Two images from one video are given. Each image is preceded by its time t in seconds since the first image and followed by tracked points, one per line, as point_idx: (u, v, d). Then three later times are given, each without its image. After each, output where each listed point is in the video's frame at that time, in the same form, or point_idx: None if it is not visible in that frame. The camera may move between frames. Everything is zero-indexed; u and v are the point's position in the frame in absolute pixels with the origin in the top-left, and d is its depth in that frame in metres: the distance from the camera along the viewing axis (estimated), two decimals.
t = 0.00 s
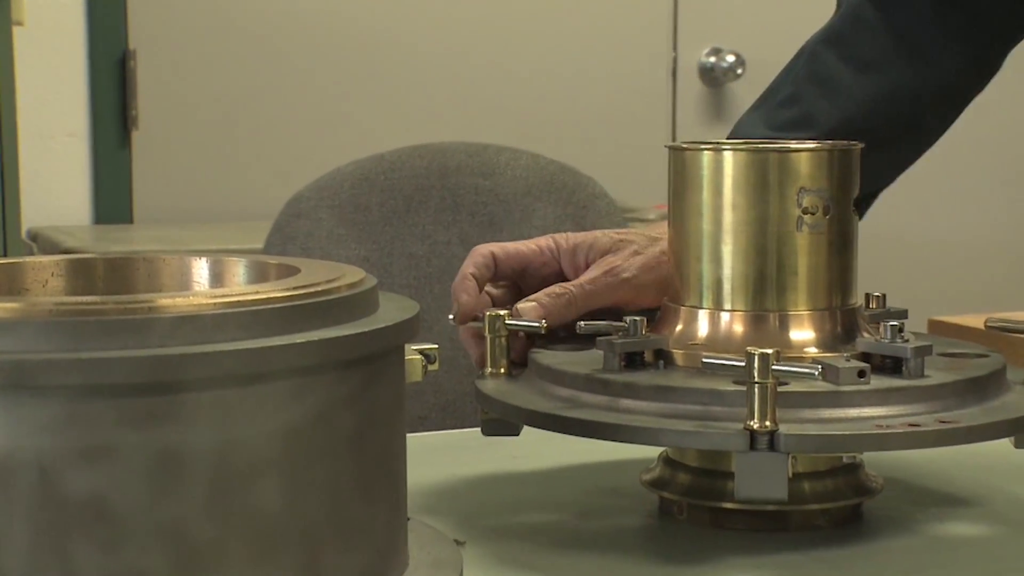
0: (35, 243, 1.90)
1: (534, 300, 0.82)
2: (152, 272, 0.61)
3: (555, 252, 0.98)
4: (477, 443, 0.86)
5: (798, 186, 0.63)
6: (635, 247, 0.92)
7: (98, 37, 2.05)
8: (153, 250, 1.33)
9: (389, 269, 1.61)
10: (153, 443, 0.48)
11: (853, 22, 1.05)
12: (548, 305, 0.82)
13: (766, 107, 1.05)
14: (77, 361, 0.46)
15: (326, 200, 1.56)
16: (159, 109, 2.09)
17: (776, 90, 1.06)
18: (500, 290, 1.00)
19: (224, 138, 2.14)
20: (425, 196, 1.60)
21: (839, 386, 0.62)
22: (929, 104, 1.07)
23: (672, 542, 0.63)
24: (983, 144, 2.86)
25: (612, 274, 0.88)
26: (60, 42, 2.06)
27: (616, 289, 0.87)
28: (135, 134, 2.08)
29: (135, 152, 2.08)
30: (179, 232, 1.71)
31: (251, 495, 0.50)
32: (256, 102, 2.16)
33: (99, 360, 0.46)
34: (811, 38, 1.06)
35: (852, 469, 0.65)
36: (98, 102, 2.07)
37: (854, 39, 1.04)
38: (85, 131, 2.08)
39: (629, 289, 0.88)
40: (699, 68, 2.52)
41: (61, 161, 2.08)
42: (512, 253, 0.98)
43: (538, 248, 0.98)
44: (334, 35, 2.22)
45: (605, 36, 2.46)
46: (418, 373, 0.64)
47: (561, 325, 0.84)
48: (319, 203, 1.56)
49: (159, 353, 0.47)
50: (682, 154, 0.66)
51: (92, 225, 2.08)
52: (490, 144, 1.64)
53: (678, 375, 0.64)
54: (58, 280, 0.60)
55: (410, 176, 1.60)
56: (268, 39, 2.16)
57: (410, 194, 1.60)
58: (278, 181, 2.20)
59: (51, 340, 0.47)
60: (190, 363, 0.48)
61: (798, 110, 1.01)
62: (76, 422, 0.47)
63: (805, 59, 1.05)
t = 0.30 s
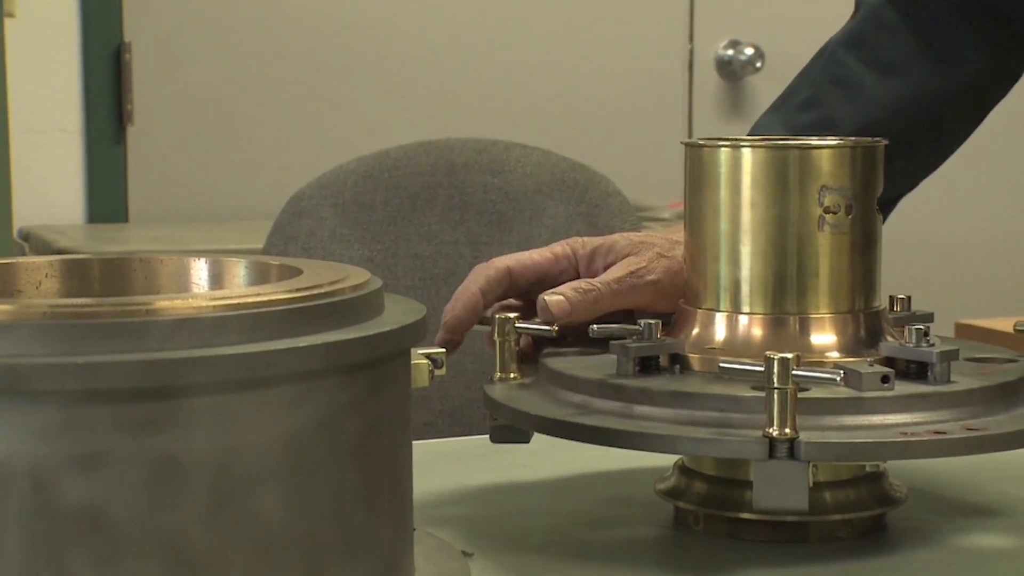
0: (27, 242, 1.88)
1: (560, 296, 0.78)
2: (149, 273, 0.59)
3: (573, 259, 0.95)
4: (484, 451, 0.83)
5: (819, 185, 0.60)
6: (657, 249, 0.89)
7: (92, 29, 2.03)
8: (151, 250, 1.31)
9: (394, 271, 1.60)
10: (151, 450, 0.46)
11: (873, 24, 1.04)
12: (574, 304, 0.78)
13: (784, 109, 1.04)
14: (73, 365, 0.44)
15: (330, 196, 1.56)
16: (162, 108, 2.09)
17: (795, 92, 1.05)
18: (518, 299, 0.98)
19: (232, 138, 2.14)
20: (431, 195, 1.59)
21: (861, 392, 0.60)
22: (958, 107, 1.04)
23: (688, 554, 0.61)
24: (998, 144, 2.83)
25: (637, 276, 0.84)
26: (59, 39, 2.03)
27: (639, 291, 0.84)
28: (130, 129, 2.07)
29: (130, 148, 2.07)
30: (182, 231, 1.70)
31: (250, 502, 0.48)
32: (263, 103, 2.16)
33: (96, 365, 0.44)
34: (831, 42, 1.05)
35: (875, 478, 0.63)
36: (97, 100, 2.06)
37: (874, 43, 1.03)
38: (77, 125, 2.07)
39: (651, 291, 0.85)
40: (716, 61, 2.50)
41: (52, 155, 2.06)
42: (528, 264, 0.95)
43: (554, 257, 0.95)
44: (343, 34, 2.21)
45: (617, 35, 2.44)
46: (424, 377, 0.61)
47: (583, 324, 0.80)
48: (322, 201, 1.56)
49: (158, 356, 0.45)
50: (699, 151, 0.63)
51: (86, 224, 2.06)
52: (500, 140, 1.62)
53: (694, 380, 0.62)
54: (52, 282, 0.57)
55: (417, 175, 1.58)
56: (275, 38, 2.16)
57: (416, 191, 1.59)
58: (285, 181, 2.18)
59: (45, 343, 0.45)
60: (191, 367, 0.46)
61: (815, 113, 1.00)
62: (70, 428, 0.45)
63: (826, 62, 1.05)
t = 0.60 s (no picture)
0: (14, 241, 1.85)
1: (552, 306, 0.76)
2: (141, 274, 0.57)
3: (568, 260, 0.93)
4: (486, 458, 0.81)
5: (835, 183, 0.58)
6: (657, 248, 0.88)
7: (82, 21, 1.98)
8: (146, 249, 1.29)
9: (395, 270, 1.58)
10: (144, 457, 0.44)
11: (884, 21, 1.03)
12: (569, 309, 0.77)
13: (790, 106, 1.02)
14: (62, 369, 0.42)
15: (327, 196, 1.55)
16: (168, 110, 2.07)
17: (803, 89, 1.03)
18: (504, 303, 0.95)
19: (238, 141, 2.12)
20: (433, 192, 1.57)
21: (879, 398, 0.57)
22: (970, 103, 1.03)
23: (699, 566, 0.59)
24: (1005, 144, 2.82)
25: (636, 273, 0.83)
26: (49, 35, 1.97)
27: (640, 290, 0.83)
28: (120, 125, 2.02)
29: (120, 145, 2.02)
30: (177, 230, 1.68)
31: (248, 511, 0.46)
32: (268, 106, 2.15)
33: (87, 369, 0.42)
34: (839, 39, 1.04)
35: (893, 486, 0.61)
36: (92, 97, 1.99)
37: (885, 38, 1.02)
38: (65, 121, 2.00)
39: (652, 290, 0.84)
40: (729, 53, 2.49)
41: (39, 151, 1.99)
42: (521, 266, 0.92)
43: (549, 258, 0.93)
44: (348, 35, 2.20)
45: (623, 36, 2.42)
46: (426, 382, 0.59)
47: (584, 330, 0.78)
48: (319, 199, 1.54)
49: (151, 360, 0.43)
50: (711, 147, 0.61)
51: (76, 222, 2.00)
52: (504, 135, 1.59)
53: (706, 385, 0.60)
54: (41, 283, 0.56)
55: (418, 172, 1.56)
56: (280, 38, 2.14)
57: (417, 189, 1.56)
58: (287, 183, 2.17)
59: (34, 347, 0.43)
60: (185, 371, 0.44)
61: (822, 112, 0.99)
62: (61, 435, 0.43)
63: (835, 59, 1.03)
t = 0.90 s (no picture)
0: None
1: (573, 306, 0.73)
2: (131, 275, 0.56)
3: (575, 252, 0.91)
4: (487, 466, 0.79)
5: (851, 180, 0.56)
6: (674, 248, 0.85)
7: (70, 15, 1.95)
8: (138, 250, 1.27)
9: (394, 273, 1.55)
10: (135, 464, 0.42)
11: (899, 19, 1.01)
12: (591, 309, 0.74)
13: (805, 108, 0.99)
14: (47, 372, 0.41)
15: (322, 196, 1.51)
16: (168, 109, 2.06)
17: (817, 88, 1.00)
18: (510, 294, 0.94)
19: (241, 142, 2.12)
20: (433, 188, 1.54)
21: (896, 403, 0.56)
22: (988, 103, 1.01)
23: None
24: (1013, 143, 2.81)
25: (655, 269, 0.81)
26: (36, 28, 1.94)
27: (659, 287, 0.81)
28: (110, 119, 2.01)
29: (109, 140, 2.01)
30: (171, 229, 1.65)
31: (244, 522, 0.45)
32: (272, 106, 2.14)
33: (75, 372, 0.41)
34: (851, 39, 1.01)
35: (910, 495, 0.59)
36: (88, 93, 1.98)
37: (901, 36, 1.00)
38: (53, 117, 1.97)
39: (668, 287, 0.81)
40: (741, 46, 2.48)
41: (27, 148, 1.96)
42: (528, 257, 0.91)
43: (555, 250, 0.91)
44: (353, 33, 2.19)
45: (628, 35, 2.41)
46: (426, 386, 0.58)
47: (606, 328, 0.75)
48: (315, 197, 1.50)
49: (141, 364, 0.42)
50: (721, 143, 0.59)
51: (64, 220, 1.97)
52: (508, 131, 1.57)
53: (717, 390, 0.58)
54: (28, 284, 0.54)
55: (418, 168, 1.53)
56: (284, 37, 2.13)
57: (417, 187, 1.54)
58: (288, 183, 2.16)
59: (20, 350, 0.42)
60: (175, 375, 0.42)
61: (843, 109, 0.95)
62: (48, 442, 0.41)
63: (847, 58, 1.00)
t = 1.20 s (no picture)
0: None
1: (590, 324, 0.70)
2: (117, 276, 0.54)
3: (576, 258, 0.89)
4: (485, 475, 0.77)
5: (865, 177, 0.54)
6: (681, 253, 0.82)
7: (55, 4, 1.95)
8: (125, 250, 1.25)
9: (392, 273, 1.53)
10: (121, 473, 0.40)
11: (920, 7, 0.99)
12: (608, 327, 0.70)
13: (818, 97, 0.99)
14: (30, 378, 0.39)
15: (316, 194, 1.48)
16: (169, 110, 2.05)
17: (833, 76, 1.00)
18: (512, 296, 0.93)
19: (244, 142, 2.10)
20: (432, 186, 1.52)
21: (911, 410, 0.54)
22: (1010, 95, 0.99)
23: None
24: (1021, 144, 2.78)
25: (659, 279, 0.79)
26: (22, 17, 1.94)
27: (664, 298, 0.78)
28: (94, 112, 2.00)
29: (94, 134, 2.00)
30: (161, 229, 1.62)
31: (237, 533, 0.43)
32: (273, 106, 2.12)
33: (59, 377, 0.39)
34: (872, 24, 1.01)
35: (927, 504, 0.57)
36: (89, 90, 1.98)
37: (920, 26, 0.98)
38: (36, 108, 1.97)
39: (674, 297, 0.79)
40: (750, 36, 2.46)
41: (10, 139, 1.96)
42: (527, 260, 0.90)
43: (557, 255, 0.89)
44: (355, 33, 2.17)
45: (631, 34, 2.39)
46: (425, 391, 0.56)
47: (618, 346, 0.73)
48: (309, 195, 1.48)
49: (126, 367, 0.40)
50: (730, 140, 0.57)
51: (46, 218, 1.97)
52: (510, 127, 1.55)
53: (726, 395, 0.56)
54: (10, 287, 0.52)
55: (415, 165, 1.51)
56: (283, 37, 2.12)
57: (414, 184, 1.51)
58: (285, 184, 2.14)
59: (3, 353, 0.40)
60: (162, 379, 0.40)
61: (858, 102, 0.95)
62: (31, 450, 0.40)
63: (866, 45, 1.00)
